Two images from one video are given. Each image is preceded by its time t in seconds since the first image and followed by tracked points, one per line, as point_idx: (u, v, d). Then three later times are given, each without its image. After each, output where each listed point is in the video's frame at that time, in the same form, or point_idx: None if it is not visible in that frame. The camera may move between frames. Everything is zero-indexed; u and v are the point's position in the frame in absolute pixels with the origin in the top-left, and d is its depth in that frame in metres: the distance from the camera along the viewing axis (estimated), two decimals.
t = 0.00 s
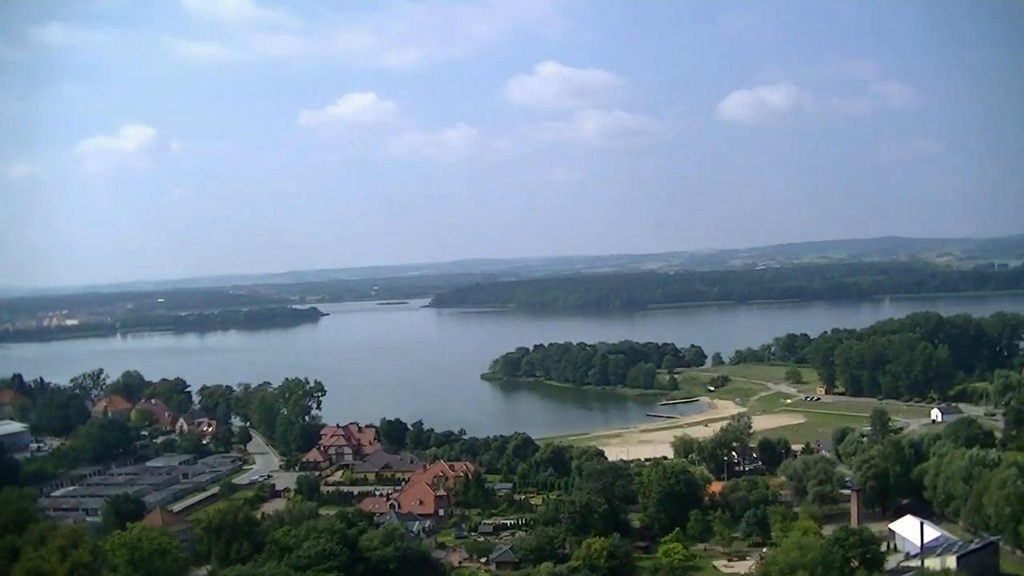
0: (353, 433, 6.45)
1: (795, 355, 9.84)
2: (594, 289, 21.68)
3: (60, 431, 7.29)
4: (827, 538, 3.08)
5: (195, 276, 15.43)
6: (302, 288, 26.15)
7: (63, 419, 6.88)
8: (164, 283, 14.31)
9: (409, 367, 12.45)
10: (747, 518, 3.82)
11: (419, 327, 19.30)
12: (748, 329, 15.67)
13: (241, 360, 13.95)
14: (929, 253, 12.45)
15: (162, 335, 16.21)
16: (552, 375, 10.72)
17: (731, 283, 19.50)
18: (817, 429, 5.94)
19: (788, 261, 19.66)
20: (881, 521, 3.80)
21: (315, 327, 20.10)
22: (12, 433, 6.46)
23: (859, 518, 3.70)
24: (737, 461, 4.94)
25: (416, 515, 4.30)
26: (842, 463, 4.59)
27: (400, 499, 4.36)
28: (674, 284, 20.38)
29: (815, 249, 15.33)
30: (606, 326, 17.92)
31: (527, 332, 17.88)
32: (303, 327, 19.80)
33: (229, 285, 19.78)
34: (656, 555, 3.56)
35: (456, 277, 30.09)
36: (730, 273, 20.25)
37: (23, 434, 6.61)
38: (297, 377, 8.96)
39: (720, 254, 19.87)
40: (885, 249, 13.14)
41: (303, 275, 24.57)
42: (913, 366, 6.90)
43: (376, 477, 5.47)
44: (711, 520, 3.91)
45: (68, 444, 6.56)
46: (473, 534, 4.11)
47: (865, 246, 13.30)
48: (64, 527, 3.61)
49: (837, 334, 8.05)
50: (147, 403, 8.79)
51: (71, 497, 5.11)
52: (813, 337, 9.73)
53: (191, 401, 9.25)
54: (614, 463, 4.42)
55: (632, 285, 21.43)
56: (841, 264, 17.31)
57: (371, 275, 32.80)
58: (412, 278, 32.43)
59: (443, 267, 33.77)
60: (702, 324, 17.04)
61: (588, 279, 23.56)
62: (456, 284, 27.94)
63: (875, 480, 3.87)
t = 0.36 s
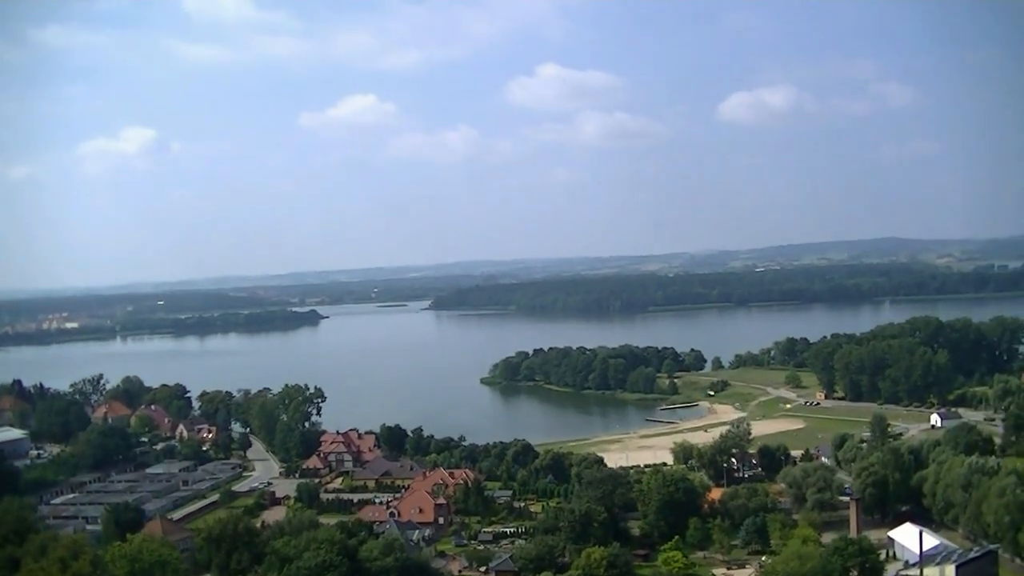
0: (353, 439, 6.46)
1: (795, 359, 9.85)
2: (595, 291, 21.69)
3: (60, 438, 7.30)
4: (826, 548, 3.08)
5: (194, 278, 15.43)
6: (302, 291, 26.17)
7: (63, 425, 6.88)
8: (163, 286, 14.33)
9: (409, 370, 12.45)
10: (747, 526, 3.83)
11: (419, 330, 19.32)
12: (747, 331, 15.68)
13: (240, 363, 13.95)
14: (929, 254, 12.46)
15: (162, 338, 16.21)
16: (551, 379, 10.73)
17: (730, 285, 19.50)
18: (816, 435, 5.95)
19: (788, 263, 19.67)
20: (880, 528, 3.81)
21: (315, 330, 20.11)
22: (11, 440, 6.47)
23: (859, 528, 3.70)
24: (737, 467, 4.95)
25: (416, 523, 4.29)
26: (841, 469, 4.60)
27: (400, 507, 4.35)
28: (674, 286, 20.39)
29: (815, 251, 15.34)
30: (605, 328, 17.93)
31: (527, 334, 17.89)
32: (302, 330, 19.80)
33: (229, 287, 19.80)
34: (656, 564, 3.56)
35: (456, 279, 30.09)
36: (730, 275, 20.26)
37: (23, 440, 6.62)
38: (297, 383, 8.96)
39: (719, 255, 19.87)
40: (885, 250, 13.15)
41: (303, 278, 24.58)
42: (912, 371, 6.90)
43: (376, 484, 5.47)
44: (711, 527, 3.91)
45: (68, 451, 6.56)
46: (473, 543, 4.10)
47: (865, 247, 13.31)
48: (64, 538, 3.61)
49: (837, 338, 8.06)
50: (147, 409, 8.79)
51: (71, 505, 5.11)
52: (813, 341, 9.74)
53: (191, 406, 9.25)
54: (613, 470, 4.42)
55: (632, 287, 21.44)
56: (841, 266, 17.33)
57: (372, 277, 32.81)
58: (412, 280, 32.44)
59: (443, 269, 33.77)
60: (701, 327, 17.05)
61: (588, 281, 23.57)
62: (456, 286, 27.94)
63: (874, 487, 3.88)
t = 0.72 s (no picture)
0: (370, 444, 6.49)
1: (811, 362, 9.83)
2: (611, 293, 21.67)
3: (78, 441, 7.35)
4: (842, 558, 3.08)
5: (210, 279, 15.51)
6: (318, 292, 26.27)
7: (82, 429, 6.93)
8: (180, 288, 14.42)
9: (424, 372, 12.48)
10: (763, 533, 3.82)
11: (435, 331, 19.36)
12: (764, 333, 15.63)
13: (258, 365, 14.03)
14: (946, 256, 12.39)
15: (179, 339, 16.29)
16: (568, 382, 10.74)
17: (747, 286, 19.44)
18: (832, 440, 5.94)
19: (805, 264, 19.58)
20: (896, 535, 3.80)
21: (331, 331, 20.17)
22: (30, 442, 6.52)
23: (876, 536, 3.69)
24: (753, 473, 4.94)
25: (433, 528, 4.29)
26: (858, 475, 4.59)
27: (417, 512, 4.36)
28: (691, 288, 20.35)
29: (832, 252, 15.27)
30: (621, 330, 17.93)
31: (543, 336, 17.91)
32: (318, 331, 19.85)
33: (246, 289, 19.90)
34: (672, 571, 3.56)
35: (472, 280, 30.13)
36: (746, 276, 20.19)
37: (41, 444, 6.68)
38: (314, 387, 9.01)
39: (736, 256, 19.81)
40: (902, 252, 13.09)
41: (319, 279, 24.67)
42: (929, 375, 6.88)
43: (393, 488, 5.48)
44: (727, 534, 3.90)
45: (86, 454, 6.59)
46: (489, 549, 4.11)
47: (882, 248, 13.25)
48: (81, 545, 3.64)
49: (854, 342, 8.03)
50: (164, 412, 8.84)
51: (88, 509, 5.15)
52: (830, 345, 9.71)
53: (208, 409, 9.31)
54: (630, 476, 4.42)
55: (648, 287, 21.42)
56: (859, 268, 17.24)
57: (388, 277, 32.89)
58: (429, 280, 32.49)
59: (460, 270, 33.82)
60: (717, 329, 17.01)
61: (604, 282, 23.55)
62: (472, 286, 27.98)
63: (891, 494, 3.87)
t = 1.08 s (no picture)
0: (415, 445, 6.56)
1: (857, 362, 9.73)
2: (655, 290, 21.61)
3: (125, 439, 7.51)
4: (887, 565, 3.07)
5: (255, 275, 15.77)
6: (363, 288, 26.51)
7: (130, 427, 7.07)
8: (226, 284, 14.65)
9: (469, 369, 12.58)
10: (808, 537, 3.81)
11: (478, 328, 19.46)
12: (810, 331, 15.49)
13: (304, 361, 14.22)
14: (996, 252, 12.17)
15: (225, 335, 16.59)
16: (613, 381, 10.75)
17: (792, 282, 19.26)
18: (879, 441, 5.89)
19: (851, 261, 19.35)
20: (943, 539, 3.77)
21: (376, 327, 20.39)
22: (78, 441, 6.70)
23: (922, 540, 3.66)
24: (799, 474, 4.92)
25: (478, 529, 4.33)
26: (904, 477, 4.55)
27: (462, 514, 4.41)
28: (735, 285, 20.21)
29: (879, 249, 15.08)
30: (665, 327, 17.88)
31: (587, 333, 17.92)
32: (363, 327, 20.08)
33: (292, 286, 20.16)
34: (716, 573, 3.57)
35: (517, 276, 30.20)
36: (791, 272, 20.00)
37: (89, 442, 6.84)
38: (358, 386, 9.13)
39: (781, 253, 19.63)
40: (951, 249, 12.90)
41: (364, 275, 24.89)
42: (977, 376, 6.78)
43: (438, 488, 5.54)
44: (772, 536, 3.89)
45: (133, 453, 6.73)
46: (534, 550, 4.14)
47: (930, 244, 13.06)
48: (130, 545, 3.74)
49: (900, 343, 7.95)
50: (211, 411, 8.99)
51: (135, 507, 5.26)
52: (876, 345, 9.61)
53: (254, 408, 9.45)
54: (674, 478, 4.43)
55: (692, 283, 21.32)
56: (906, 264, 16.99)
57: (433, 273, 33.08)
58: (473, 276, 32.61)
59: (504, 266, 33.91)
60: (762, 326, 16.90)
61: (648, 279, 23.47)
62: (516, 282, 28.04)
63: (937, 498, 3.84)
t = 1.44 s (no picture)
0: (453, 442, 6.63)
1: (896, 359, 9.65)
2: (692, 285, 21.52)
3: (164, 436, 7.65)
4: (925, 569, 3.09)
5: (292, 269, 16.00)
6: (402, 282, 26.70)
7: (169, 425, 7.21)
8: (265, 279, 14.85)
9: (507, 364, 12.65)
10: (845, 537, 3.81)
11: (515, 323, 19.54)
12: (849, 326, 15.35)
13: (343, 357, 14.36)
14: None
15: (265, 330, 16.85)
16: (651, 377, 10.75)
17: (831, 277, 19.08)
18: (918, 439, 5.86)
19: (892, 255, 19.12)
20: (982, 540, 3.77)
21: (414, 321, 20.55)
22: (118, 438, 6.86)
23: (959, 543, 3.66)
24: (836, 473, 4.91)
25: (516, 529, 4.38)
26: (943, 477, 4.54)
27: (499, 513, 4.45)
28: (773, 279, 20.06)
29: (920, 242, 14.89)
30: (702, 322, 17.82)
31: (624, 328, 17.91)
32: (402, 321, 20.25)
33: (331, 282, 20.37)
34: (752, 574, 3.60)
35: (554, 270, 30.22)
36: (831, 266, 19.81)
37: (129, 439, 6.99)
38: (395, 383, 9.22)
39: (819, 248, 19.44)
40: (993, 243, 12.70)
41: (402, 269, 25.09)
42: (1018, 374, 6.71)
43: (476, 487, 5.60)
44: (810, 536, 3.89)
45: (172, 451, 6.86)
46: (571, 550, 4.18)
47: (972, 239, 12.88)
48: (168, 545, 3.84)
49: (940, 340, 7.87)
50: (250, 408, 9.13)
51: (174, 505, 5.38)
52: (915, 341, 9.52)
53: (292, 405, 9.57)
54: (710, 477, 4.44)
55: (730, 278, 21.17)
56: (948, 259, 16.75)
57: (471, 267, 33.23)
58: (511, 270, 32.69)
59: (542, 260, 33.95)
60: (801, 321, 16.78)
61: (686, 273, 23.38)
62: (554, 276, 28.07)
63: (975, 499, 3.83)
